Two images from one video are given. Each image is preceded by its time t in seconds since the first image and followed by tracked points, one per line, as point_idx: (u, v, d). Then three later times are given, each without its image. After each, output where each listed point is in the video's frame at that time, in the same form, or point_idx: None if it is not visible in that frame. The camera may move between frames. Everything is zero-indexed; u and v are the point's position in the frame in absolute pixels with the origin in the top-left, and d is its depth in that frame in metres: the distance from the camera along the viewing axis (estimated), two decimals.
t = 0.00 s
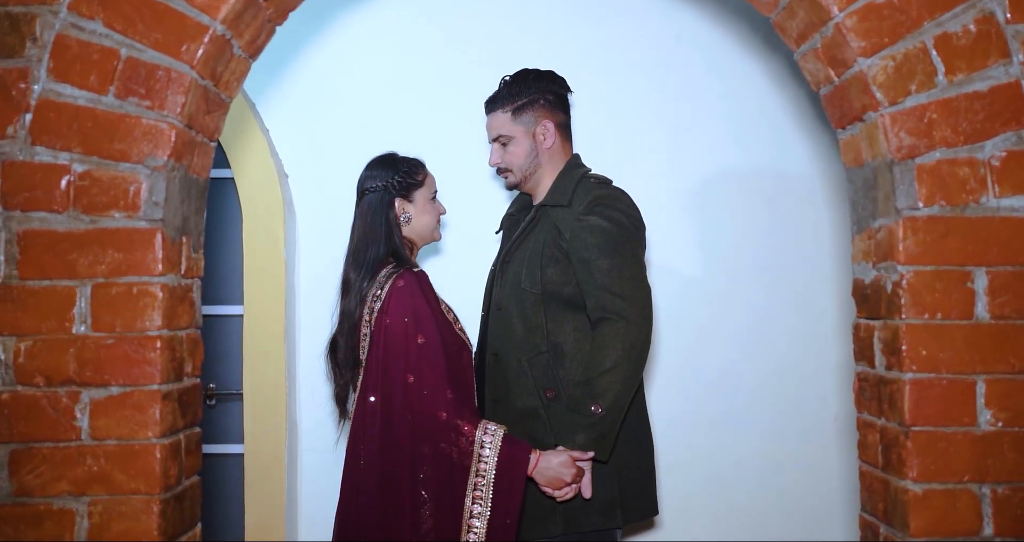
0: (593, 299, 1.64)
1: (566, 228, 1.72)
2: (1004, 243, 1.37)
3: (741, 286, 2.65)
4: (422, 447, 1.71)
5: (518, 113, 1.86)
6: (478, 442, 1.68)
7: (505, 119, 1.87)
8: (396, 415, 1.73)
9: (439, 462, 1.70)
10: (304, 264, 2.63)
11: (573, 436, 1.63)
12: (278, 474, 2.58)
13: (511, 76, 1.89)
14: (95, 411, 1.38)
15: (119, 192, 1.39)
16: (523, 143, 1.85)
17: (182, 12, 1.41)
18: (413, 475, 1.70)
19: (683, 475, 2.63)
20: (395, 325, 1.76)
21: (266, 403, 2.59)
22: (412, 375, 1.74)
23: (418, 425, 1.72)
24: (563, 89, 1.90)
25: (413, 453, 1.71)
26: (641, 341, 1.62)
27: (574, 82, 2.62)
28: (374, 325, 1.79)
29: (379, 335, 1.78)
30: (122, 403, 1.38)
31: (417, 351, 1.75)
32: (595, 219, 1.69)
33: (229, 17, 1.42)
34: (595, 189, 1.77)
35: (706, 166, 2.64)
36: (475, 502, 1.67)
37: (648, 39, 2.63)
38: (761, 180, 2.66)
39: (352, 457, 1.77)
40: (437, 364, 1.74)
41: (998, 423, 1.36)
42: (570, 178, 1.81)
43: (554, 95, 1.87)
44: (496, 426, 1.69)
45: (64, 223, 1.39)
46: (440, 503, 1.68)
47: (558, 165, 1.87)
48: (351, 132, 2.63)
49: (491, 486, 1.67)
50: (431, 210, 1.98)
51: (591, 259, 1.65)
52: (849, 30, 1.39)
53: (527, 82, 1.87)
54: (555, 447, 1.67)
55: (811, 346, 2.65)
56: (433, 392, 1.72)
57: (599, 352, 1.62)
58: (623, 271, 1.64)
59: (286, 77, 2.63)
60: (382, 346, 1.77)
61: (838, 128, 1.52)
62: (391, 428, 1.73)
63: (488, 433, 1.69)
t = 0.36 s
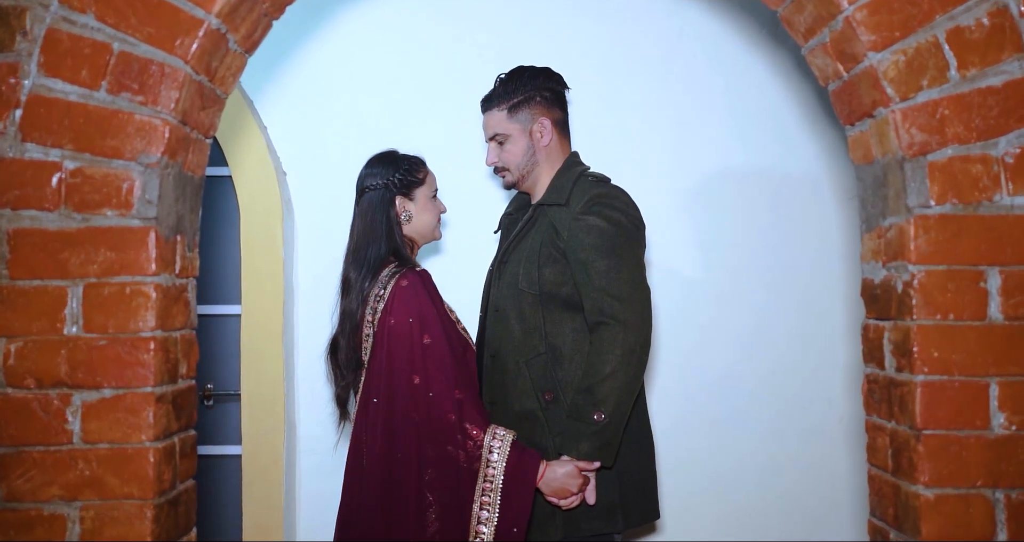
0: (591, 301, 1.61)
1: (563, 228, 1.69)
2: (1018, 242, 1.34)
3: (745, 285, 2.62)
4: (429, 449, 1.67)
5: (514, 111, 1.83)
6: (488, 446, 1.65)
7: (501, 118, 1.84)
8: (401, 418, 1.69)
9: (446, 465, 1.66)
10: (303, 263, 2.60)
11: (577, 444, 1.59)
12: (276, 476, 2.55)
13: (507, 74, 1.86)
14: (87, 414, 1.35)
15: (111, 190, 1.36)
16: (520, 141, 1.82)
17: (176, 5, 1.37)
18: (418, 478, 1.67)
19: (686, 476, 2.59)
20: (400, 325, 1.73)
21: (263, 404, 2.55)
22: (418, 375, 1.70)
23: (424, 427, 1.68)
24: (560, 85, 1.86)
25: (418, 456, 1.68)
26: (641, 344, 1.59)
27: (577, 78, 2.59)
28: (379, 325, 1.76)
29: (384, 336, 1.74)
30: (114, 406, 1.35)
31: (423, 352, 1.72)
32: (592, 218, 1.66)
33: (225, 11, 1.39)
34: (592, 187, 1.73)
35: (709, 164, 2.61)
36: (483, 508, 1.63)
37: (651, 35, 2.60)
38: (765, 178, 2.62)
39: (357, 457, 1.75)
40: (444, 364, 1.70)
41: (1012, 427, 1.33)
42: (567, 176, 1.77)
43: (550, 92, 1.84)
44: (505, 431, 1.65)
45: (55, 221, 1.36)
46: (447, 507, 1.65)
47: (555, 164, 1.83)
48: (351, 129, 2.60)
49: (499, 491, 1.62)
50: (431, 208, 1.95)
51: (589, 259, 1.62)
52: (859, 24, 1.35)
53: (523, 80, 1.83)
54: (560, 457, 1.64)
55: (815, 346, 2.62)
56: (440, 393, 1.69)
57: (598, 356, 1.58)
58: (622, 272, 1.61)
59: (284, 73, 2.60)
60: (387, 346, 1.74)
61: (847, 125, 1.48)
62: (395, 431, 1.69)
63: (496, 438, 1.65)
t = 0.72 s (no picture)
0: (589, 304, 1.58)
1: (561, 227, 1.66)
2: None
3: (749, 284, 2.59)
4: (433, 452, 1.64)
5: (511, 108, 1.79)
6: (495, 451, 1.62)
7: (498, 115, 1.81)
8: (404, 419, 1.66)
9: (448, 468, 1.64)
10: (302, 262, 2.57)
11: (578, 452, 1.55)
12: (274, 478, 2.52)
13: (503, 70, 1.83)
14: (80, 416, 1.32)
15: (104, 187, 1.33)
16: (518, 139, 1.79)
17: None
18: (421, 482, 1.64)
19: (688, 478, 2.57)
20: (404, 326, 1.70)
21: (261, 404, 2.53)
22: (422, 376, 1.67)
23: (428, 428, 1.65)
24: (557, 81, 1.84)
25: (420, 459, 1.65)
26: (640, 348, 1.56)
27: (579, 75, 2.56)
28: (382, 325, 1.73)
29: (387, 336, 1.71)
30: (107, 409, 1.32)
31: (427, 352, 1.69)
32: (591, 218, 1.62)
33: (221, 5, 1.36)
34: (591, 185, 1.70)
35: (713, 162, 2.58)
36: (488, 514, 1.61)
37: (653, 32, 2.57)
38: (769, 176, 2.60)
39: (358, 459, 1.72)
40: (448, 366, 1.68)
41: None
42: (567, 173, 1.74)
43: (548, 88, 1.81)
44: (510, 435, 1.62)
45: (47, 220, 1.33)
46: (450, 512, 1.63)
47: (554, 162, 1.80)
48: (350, 126, 2.57)
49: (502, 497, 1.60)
50: (432, 206, 1.91)
51: (588, 260, 1.59)
52: (868, 18, 1.32)
53: (519, 76, 1.80)
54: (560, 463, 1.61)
55: (819, 346, 2.59)
56: (443, 394, 1.66)
57: (597, 360, 1.55)
58: (621, 273, 1.58)
59: (282, 70, 2.57)
60: (389, 347, 1.71)
61: (855, 121, 1.45)
62: (397, 432, 1.66)
63: (502, 442, 1.62)
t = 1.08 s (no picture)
0: (587, 304, 1.55)
1: (559, 226, 1.63)
2: None
3: (751, 283, 2.56)
4: (434, 454, 1.62)
5: (507, 105, 1.77)
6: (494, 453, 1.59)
7: (494, 112, 1.78)
8: (403, 420, 1.64)
9: (449, 471, 1.61)
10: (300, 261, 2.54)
11: (578, 456, 1.53)
12: (271, 479, 2.50)
13: (498, 67, 1.80)
14: (72, 420, 1.29)
15: (96, 185, 1.30)
16: (514, 137, 1.76)
17: None
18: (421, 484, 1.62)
19: (690, 479, 2.54)
20: (404, 326, 1.67)
21: (259, 405, 2.50)
22: (422, 377, 1.65)
23: (428, 430, 1.63)
24: (554, 77, 1.81)
25: (421, 460, 1.62)
26: (640, 349, 1.54)
27: (581, 73, 2.53)
28: (383, 326, 1.70)
29: (387, 336, 1.69)
30: (100, 412, 1.29)
31: (427, 352, 1.66)
32: (589, 216, 1.60)
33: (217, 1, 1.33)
34: (589, 183, 1.67)
35: (715, 159, 2.55)
36: (489, 517, 1.58)
37: (656, 29, 2.54)
38: (771, 174, 2.57)
39: (358, 461, 1.70)
40: (449, 366, 1.65)
41: None
42: (565, 171, 1.72)
43: (544, 84, 1.78)
44: (510, 438, 1.59)
45: (38, 219, 1.31)
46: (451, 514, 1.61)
47: (552, 159, 1.78)
48: (349, 124, 2.54)
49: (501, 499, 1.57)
50: (431, 205, 1.89)
51: (585, 260, 1.56)
52: (877, 13, 1.29)
53: (514, 72, 1.77)
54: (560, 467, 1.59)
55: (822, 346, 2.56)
56: (443, 395, 1.63)
57: (596, 362, 1.53)
58: (619, 273, 1.55)
59: (280, 67, 2.54)
60: (389, 347, 1.68)
61: (862, 119, 1.42)
62: (398, 433, 1.64)
63: (502, 445, 1.59)
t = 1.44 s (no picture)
0: (587, 304, 1.53)
1: (558, 225, 1.61)
2: None
3: (754, 283, 2.54)
4: (434, 455, 1.60)
5: (503, 103, 1.74)
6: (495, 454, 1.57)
7: (490, 111, 1.76)
8: (403, 421, 1.62)
9: (450, 472, 1.59)
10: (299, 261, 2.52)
11: (580, 459, 1.51)
12: (270, 480, 2.48)
13: (494, 65, 1.77)
14: (66, 423, 1.27)
15: (90, 184, 1.28)
16: (512, 135, 1.74)
17: None
18: (421, 486, 1.60)
19: (692, 480, 2.52)
20: (404, 326, 1.65)
21: (258, 406, 2.48)
22: (422, 377, 1.63)
23: (429, 431, 1.61)
24: (550, 74, 1.79)
25: (421, 462, 1.60)
26: (640, 349, 1.51)
27: (582, 71, 2.51)
28: (382, 326, 1.68)
29: (386, 336, 1.67)
30: (94, 415, 1.27)
31: (426, 353, 1.64)
32: (588, 215, 1.57)
33: None
34: (587, 181, 1.65)
35: (717, 157, 2.53)
36: (490, 519, 1.56)
37: (658, 26, 2.52)
38: (774, 172, 2.54)
39: (358, 463, 1.68)
40: (449, 366, 1.63)
41: None
42: (563, 169, 1.69)
43: (540, 82, 1.76)
44: (512, 439, 1.57)
45: (32, 219, 1.28)
46: (451, 515, 1.59)
47: (550, 158, 1.76)
48: (348, 123, 2.52)
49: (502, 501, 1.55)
50: (432, 204, 1.86)
51: (585, 259, 1.54)
52: (885, 8, 1.27)
53: (510, 70, 1.75)
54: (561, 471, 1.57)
55: (825, 346, 2.54)
56: (443, 396, 1.61)
57: (596, 363, 1.50)
58: (619, 272, 1.53)
59: (279, 65, 2.52)
60: (389, 347, 1.66)
61: (868, 116, 1.40)
62: (398, 435, 1.62)
63: (503, 446, 1.57)
